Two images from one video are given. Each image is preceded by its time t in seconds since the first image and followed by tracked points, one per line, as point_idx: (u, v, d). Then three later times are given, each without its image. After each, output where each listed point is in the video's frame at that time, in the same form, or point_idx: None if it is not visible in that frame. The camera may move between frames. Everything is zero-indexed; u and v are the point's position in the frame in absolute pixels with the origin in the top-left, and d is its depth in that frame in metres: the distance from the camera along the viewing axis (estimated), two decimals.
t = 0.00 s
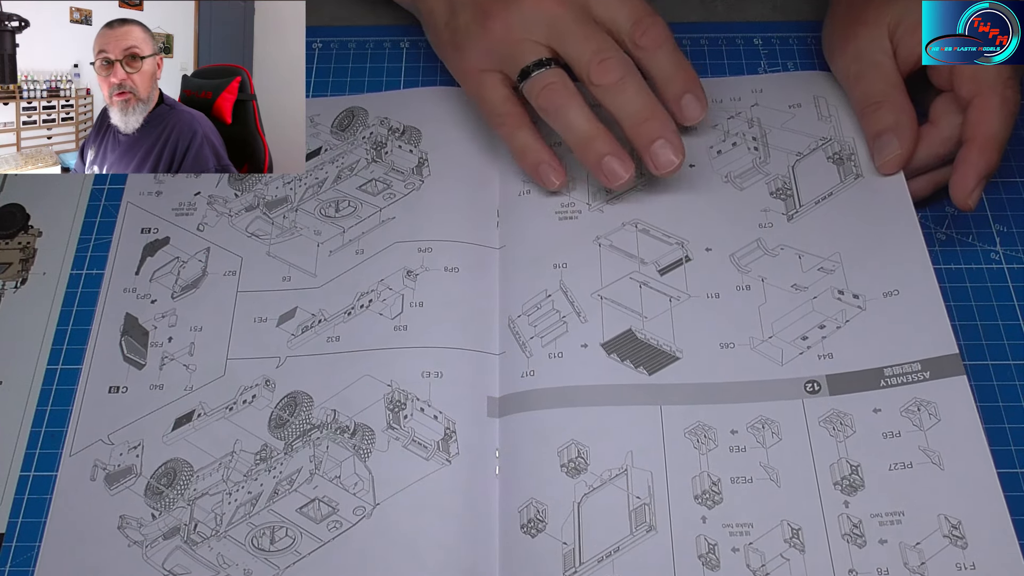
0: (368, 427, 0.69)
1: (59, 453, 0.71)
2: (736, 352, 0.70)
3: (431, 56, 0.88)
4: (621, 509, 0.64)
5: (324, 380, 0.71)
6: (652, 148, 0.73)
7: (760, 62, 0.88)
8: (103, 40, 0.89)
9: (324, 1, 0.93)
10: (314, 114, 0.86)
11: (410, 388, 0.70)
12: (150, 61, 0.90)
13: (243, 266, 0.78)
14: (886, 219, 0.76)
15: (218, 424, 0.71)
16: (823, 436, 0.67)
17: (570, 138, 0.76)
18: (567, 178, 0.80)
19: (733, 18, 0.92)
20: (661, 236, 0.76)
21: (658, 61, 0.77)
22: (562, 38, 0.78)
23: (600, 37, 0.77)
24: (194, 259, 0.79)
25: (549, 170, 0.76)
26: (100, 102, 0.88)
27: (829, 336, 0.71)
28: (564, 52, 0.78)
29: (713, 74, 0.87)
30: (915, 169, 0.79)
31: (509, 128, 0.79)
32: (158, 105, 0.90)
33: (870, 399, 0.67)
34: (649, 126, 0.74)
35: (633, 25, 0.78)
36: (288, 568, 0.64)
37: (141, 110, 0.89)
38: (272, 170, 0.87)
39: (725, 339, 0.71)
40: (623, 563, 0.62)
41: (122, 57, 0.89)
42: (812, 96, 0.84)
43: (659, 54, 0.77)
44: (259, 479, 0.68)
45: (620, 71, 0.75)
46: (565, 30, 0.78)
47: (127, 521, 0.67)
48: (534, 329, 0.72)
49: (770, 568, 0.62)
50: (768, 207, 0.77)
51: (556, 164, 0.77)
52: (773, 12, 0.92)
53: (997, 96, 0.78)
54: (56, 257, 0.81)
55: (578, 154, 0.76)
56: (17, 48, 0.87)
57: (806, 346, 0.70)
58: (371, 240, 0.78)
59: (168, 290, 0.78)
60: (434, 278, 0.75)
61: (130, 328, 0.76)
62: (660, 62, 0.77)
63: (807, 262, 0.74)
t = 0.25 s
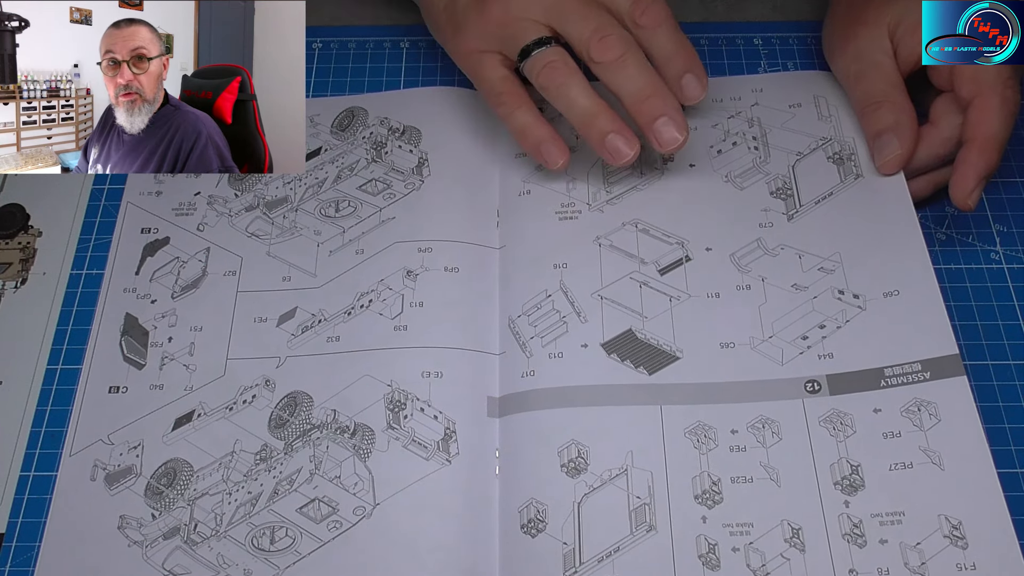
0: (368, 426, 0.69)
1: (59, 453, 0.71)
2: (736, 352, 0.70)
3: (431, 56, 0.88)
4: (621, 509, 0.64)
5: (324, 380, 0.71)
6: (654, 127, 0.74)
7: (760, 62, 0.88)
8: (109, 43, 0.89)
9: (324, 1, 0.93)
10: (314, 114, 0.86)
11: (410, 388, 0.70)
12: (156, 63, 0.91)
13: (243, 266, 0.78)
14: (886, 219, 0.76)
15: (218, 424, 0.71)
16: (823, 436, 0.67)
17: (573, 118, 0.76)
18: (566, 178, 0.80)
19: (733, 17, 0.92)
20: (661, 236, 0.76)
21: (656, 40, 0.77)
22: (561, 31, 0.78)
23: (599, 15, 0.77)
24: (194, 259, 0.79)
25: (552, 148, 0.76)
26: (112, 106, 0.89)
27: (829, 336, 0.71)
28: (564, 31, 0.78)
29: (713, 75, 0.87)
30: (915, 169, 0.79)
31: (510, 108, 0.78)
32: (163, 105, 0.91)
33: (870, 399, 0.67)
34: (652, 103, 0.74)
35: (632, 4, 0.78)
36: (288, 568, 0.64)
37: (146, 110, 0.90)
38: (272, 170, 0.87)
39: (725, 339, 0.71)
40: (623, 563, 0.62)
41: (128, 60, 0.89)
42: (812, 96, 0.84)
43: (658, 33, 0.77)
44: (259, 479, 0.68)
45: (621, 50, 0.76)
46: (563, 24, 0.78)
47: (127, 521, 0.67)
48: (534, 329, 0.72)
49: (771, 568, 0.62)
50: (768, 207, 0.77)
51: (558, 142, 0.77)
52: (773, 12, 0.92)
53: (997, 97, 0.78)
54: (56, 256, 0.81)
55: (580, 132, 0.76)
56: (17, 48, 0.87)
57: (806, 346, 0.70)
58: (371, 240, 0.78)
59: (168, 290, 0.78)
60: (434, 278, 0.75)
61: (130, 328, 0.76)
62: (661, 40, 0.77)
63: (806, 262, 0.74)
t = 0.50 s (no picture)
0: (368, 426, 0.69)
1: (59, 453, 0.71)
2: (735, 352, 0.70)
3: (431, 56, 0.88)
4: (621, 510, 0.64)
5: (324, 380, 0.71)
6: (640, 110, 0.74)
7: (760, 62, 0.88)
8: (112, 46, 0.89)
9: (324, 1, 0.93)
10: (314, 114, 0.86)
11: (410, 388, 0.70)
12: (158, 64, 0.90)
13: (243, 266, 0.78)
14: (886, 219, 0.76)
15: (218, 424, 0.71)
16: (823, 437, 0.67)
17: (560, 102, 0.76)
18: (566, 178, 0.80)
19: (733, 17, 0.92)
20: (661, 236, 0.76)
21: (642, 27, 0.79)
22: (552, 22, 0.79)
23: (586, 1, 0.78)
24: (194, 259, 0.79)
25: (540, 133, 0.76)
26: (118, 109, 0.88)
27: (828, 337, 0.71)
28: (552, 17, 0.79)
29: (713, 75, 0.86)
30: (914, 169, 0.79)
31: (499, 94, 0.79)
32: (166, 106, 0.91)
33: (870, 400, 0.67)
34: (637, 88, 0.74)
35: None
36: (288, 568, 0.64)
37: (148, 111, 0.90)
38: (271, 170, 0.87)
39: (724, 339, 0.71)
40: (623, 563, 0.62)
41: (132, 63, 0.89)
42: (811, 97, 0.84)
43: (645, 21, 0.79)
44: (259, 479, 0.68)
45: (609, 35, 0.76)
46: (551, 11, 0.79)
47: (127, 521, 0.67)
48: (534, 329, 0.72)
49: (771, 568, 0.62)
50: (767, 208, 0.77)
51: (545, 129, 0.77)
52: (773, 12, 0.92)
53: (995, 97, 0.79)
54: (56, 256, 0.81)
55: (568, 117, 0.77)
56: (17, 48, 0.87)
57: (806, 346, 0.70)
58: (371, 240, 0.78)
59: (168, 290, 0.78)
60: (434, 278, 0.75)
61: (130, 328, 0.76)
62: (647, 27, 0.79)
63: (806, 262, 0.74)
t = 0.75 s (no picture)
0: (368, 426, 0.69)
1: (59, 453, 0.71)
2: (735, 353, 0.70)
3: (431, 57, 0.88)
4: (621, 510, 0.64)
5: (324, 381, 0.71)
6: (620, 95, 0.75)
7: (760, 62, 0.88)
8: (110, 48, 0.89)
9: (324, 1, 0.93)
10: (314, 114, 0.86)
11: (410, 388, 0.70)
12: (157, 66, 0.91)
13: (243, 266, 0.78)
14: (886, 220, 0.76)
15: (218, 424, 0.71)
16: (823, 437, 0.67)
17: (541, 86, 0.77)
18: (566, 178, 0.80)
19: (733, 18, 0.91)
20: (661, 238, 0.76)
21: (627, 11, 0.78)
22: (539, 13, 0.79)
23: None
24: (194, 259, 0.79)
25: (521, 119, 0.78)
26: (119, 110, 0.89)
27: (828, 337, 0.71)
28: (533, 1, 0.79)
29: (712, 75, 0.86)
30: (913, 167, 0.79)
31: (481, 79, 0.80)
32: (168, 106, 0.91)
33: (870, 400, 0.67)
34: (618, 72, 0.75)
35: None
36: (288, 568, 0.64)
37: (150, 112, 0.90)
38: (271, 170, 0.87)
39: (724, 340, 0.71)
40: (623, 563, 0.62)
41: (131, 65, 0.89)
42: (810, 98, 0.84)
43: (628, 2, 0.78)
44: (259, 479, 0.68)
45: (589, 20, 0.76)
46: None
47: (127, 521, 0.67)
48: (534, 329, 0.72)
49: (771, 568, 0.62)
50: (766, 210, 0.77)
51: (528, 115, 0.78)
52: (773, 12, 0.91)
53: (992, 95, 0.79)
54: (56, 256, 0.81)
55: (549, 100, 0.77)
56: (17, 48, 0.87)
57: (805, 347, 0.70)
58: (371, 240, 0.78)
59: (168, 290, 0.78)
60: (434, 278, 0.75)
61: (130, 328, 0.76)
62: (630, 8, 0.78)
63: (805, 263, 0.74)
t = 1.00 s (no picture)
0: (368, 426, 0.69)
1: (59, 453, 0.71)
2: (735, 352, 0.70)
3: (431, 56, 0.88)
4: (621, 510, 0.64)
5: (324, 380, 0.71)
6: (599, 109, 0.74)
7: (760, 62, 0.88)
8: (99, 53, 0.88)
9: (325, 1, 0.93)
10: (314, 114, 0.86)
11: (410, 388, 0.70)
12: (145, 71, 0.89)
13: (243, 266, 0.78)
14: (887, 220, 0.76)
15: (218, 424, 0.71)
16: (823, 437, 0.67)
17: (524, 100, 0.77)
18: (567, 178, 0.80)
19: (733, 18, 0.92)
20: (661, 236, 0.76)
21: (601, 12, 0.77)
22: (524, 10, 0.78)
23: None
24: (194, 259, 0.79)
25: (506, 133, 0.77)
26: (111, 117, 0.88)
27: (829, 337, 0.71)
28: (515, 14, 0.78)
29: (712, 75, 0.87)
30: (915, 169, 0.79)
31: (466, 92, 0.80)
32: (165, 107, 0.90)
33: (870, 400, 0.67)
34: (602, 85, 0.74)
35: None
36: (288, 568, 0.64)
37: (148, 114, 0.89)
38: (271, 169, 0.87)
39: (724, 338, 0.71)
40: (623, 562, 0.62)
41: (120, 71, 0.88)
42: (811, 97, 0.84)
43: None
44: (259, 479, 0.68)
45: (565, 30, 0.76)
46: (514, 8, 0.78)
47: (127, 521, 0.67)
48: (534, 329, 0.72)
49: (771, 568, 0.62)
50: (767, 207, 0.77)
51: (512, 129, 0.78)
52: (773, 12, 0.92)
53: (995, 99, 0.79)
54: (56, 257, 0.81)
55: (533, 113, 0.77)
56: (17, 48, 0.87)
57: (806, 346, 0.70)
58: (371, 239, 0.78)
59: (168, 290, 0.78)
60: (434, 278, 0.75)
61: (130, 328, 0.76)
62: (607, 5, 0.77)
63: (806, 262, 0.74)
